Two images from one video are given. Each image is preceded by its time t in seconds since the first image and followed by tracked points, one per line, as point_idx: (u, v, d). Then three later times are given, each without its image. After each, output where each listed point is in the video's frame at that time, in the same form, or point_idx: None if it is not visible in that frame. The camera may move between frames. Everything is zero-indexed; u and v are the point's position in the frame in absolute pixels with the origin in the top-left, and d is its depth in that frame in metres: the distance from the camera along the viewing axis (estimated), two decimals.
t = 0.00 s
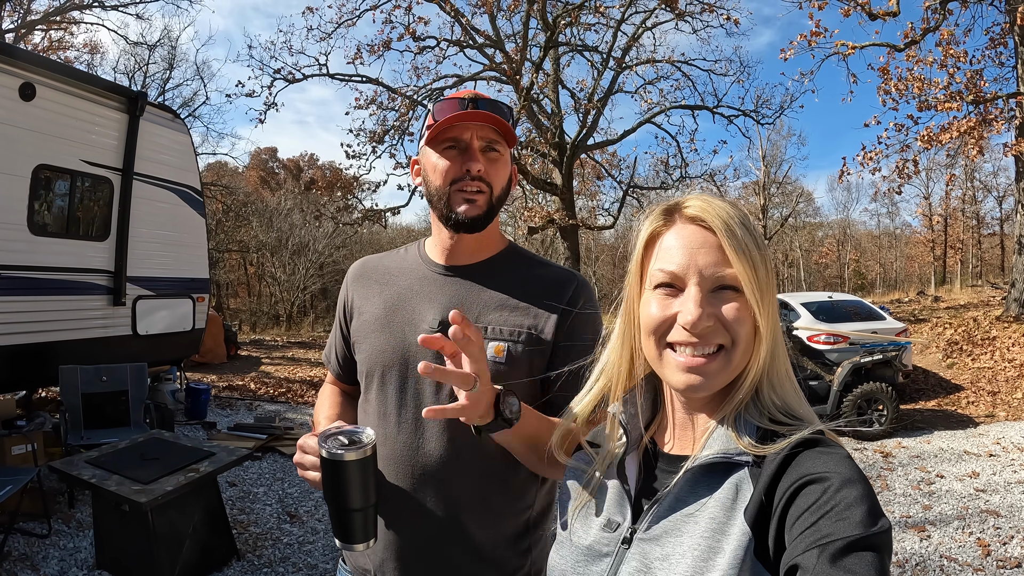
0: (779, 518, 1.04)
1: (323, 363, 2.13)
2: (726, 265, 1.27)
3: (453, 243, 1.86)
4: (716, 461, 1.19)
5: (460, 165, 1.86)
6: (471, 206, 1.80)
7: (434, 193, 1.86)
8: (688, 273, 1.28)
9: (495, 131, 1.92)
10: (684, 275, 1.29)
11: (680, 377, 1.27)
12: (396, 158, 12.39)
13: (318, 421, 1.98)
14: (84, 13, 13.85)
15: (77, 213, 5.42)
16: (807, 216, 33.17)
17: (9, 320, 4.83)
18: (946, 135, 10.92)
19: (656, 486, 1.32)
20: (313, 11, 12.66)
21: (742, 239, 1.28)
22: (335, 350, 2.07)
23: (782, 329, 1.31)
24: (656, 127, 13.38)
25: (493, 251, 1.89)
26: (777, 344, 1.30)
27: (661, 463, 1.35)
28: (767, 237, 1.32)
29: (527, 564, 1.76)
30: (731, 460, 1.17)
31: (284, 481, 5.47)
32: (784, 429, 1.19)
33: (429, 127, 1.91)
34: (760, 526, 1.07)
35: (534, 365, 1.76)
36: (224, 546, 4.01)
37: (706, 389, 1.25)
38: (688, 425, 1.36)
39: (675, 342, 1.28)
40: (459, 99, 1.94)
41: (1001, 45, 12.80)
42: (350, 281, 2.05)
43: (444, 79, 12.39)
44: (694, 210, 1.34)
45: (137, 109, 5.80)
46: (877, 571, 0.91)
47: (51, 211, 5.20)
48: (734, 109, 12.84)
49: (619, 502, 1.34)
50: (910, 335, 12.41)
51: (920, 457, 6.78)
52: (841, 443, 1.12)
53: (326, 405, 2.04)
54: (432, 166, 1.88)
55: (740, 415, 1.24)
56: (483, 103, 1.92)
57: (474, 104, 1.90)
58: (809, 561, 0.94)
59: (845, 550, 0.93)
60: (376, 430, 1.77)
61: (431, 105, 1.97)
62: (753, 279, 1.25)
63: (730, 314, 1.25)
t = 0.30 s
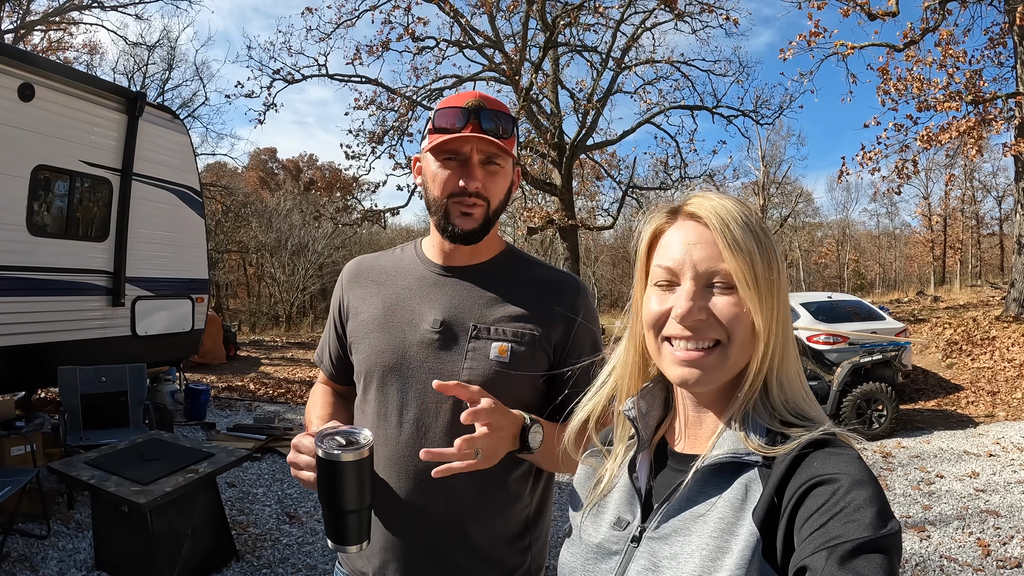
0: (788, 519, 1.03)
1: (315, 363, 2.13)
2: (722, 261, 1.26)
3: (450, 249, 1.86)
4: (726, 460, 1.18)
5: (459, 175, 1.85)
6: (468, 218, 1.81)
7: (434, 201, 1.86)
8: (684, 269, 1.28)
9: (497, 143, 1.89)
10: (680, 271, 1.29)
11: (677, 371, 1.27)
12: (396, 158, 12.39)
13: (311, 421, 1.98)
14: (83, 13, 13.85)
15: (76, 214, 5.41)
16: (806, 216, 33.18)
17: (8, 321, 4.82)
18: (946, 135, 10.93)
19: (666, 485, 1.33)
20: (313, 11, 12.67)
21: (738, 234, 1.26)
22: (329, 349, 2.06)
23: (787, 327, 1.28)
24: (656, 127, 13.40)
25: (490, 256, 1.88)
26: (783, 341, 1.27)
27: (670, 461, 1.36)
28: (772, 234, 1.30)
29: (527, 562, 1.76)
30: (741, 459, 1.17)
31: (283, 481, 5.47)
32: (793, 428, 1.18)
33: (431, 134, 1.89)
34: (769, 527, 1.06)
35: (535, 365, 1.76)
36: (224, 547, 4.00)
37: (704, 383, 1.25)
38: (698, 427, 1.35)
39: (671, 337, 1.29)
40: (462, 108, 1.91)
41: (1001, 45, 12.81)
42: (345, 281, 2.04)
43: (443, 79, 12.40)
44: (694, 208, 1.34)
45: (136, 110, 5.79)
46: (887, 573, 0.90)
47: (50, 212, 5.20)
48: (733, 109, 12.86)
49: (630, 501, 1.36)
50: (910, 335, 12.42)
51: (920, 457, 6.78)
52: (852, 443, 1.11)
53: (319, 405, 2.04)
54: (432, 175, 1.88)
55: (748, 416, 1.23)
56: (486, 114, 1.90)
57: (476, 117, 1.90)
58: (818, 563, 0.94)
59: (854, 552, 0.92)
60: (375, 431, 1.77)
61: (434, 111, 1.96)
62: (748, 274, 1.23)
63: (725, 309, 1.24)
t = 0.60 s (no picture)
0: (797, 527, 1.02)
1: (308, 366, 2.11)
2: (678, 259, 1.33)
3: (447, 251, 1.86)
4: (735, 466, 1.18)
5: (460, 180, 1.85)
6: (468, 223, 1.80)
7: (434, 205, 1.86)
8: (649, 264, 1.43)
9: (498, 149, 1.89)
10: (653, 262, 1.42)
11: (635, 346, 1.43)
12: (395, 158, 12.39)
13: (307, 424, 1.96)
14: (83, 13, 13.85)
15: (76, 214, 5.41)
16: (806, 216, 33.21)
17: (7, 322, 4.82)
18: (946, 135, 10.93)
19: (673, 489, 1.33)
20: (312, 11, 12.67)
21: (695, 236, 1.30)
22: (324, 352, 2.05)
23: (761, 334, 1.21)
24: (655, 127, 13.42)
25: (487, 259, 1.87)
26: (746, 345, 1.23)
27: (678, 465, 1.36)
28: (763, 238, 1.25)
29: (526, 565, 1.76)
30: (748, 465, 1.17)
31: (282, 483, 5.46)
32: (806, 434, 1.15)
33: (432, 138, 1.87)
34: (776, 534, 1.05)
35: (532, 366, 1.75)
36: (222, 548, 3.99)
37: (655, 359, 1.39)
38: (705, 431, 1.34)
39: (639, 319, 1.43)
40: (462, 112, 1.89)
41: (1001, 45, 12.81)
42: (341, 283, 2.04)
43: (443, 79, 12.39)
44: (688, 212, 1.40)
45: (134, 110, 5.78)
46: None
47: (50, 212, 5.19)
48: (733, 109, 12.86)
49: (638, 504, 1.36)
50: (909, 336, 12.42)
51: (919, 458, 6.77)
52: (860, 450, 1.08)
53: (313, 408, 2.03)
54: (432, 178, 1.87)
55: (755, 420, 1.22)
56: (487, 120, 1.90)
57: (478, 123, 1.88)
58: (825, 570, 0.92)
59: (862, 559, 0.90)
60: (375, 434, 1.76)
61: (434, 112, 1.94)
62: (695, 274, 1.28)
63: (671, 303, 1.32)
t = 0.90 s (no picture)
0: (786, 528, 1.01)
1: (306, 369, 2.11)
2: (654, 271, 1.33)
3: (442, 253, 1.86)
4: (727, 467, 1.18)
5: (466, 190, 1.85)
6: (474, 232, 1.81)
7: (436, 212, 1.85)
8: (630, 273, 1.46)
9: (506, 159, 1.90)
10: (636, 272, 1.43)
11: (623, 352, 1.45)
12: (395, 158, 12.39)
13: (304, 428, 1.96)
14: (83, 13, 13.85)
15: (76, 214, 5.41)
16: (806, 216, 33.21)
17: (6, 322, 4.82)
18: (946, 136, 10.93)
19: (666, 491, 1.32)
20: (312, 11, 12.68)
21: (673, 248, 1.31)
22: (319, 354, 2.06)
23: (733, 341, 1.22)
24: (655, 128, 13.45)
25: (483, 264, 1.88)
26: (718, 351, 1.25)
27: (672, 467, 1.36)
28: (735, 246, 1.25)
29: (520, 564, 1.75)
30: (739, 467, 1.16)
31: (281, 483, 5.46)
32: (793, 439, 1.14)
33: (439, 146, 1.86)
34: (766, 535, 1.05)
35: (523, 370, 1.75)
36: (220, 548, 3.99)
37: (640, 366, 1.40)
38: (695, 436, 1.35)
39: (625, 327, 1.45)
40: (470, 121, 1.89)
41: (1001, 45, 12.81)
42: (335, 287, 2.03)
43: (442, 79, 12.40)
44: (668, 221, 1.41)
45: (133, 111, 5.78)
46: None
47: (50, 212, 5.19)
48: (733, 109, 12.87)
49: (632, 505, 1.36)
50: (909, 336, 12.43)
51: (918, 459, 6.77)
52: (849, 454, 1.08)
53: (310, 411, 2.03)
54: (436, 185, 1.86)
55: (743, 426, 1.22)
56: (495, 131, 1.90)
57: (488, 134, 1.89)
58: (814, 570, 0.91)
59: (850, 559, 0.90)
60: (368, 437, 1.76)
61: (441, 119, 1.92)
62: (673, 286, 1.29)
63: (649, 313, 1.33)
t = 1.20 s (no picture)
0: (782, 537, 1.00)
1: (303, 372, 2.10)
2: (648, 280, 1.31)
3: (439, 258, 1.85)
4: (720, 476, 1.16)
5: (463, 191, 1.84)
6: (471, 235, 1.80)
7: (432, 214, 1.84)
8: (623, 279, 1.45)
9: (503, 161, 1.89)
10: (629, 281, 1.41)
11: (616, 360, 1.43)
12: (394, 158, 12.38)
13: (301, 432, 1.95)
14: (83, 13, 13.83)
15: (75, 215, 5.40)
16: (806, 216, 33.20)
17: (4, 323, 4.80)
18: (946, 136, 10.93)
19: (660, 500, 1.31)
20: (313, 11, 12.68)
21: (667, 257, 1.29)
22: (316, 358, 2.04)
23: (725, 350, 1.21)
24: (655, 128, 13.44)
25: (481, 268, 1.87)
26: (711, 361, 1.24)
27: (666, 476, 1.34)
28: (729, 254, 1.23)
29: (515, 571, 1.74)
30: (733, 475, 1.15)
31: (279, 484, 5.45)
32: (786, 447, 1.13)
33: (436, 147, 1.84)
34: (761, 544, 1.04)
35: (519, 377, 1.74)
36: (218, 550, 3.98)
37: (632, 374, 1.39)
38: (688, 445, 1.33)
39: (618, 336, 1.43)
40: (468, 122, 1.87)
41: (1001, 46, 12.81)
42: (332, 291, 2.02)
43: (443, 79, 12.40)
44: (663, 228, 1.40)
45: (132, 111, 5.76)
46: None
47: (49, 213, 5.18)
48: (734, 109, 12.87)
49: (626, 513, 1.34)
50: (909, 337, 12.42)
51: (918, 461, 6.76)
52: (845, 460, 1.07)
53: (307, 415, 2.02)
54: (432, 186, 1.84)
55: (737, 435, 1.20)
56: (493, 133, 1.89)
57: (485, 135, 1.87)
58: None
59: (847, 568, 0.89)
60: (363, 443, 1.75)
61: (437, 120, 1.90)
62: (668, 294, 1.27)
63: (642, 322, 1.31)
